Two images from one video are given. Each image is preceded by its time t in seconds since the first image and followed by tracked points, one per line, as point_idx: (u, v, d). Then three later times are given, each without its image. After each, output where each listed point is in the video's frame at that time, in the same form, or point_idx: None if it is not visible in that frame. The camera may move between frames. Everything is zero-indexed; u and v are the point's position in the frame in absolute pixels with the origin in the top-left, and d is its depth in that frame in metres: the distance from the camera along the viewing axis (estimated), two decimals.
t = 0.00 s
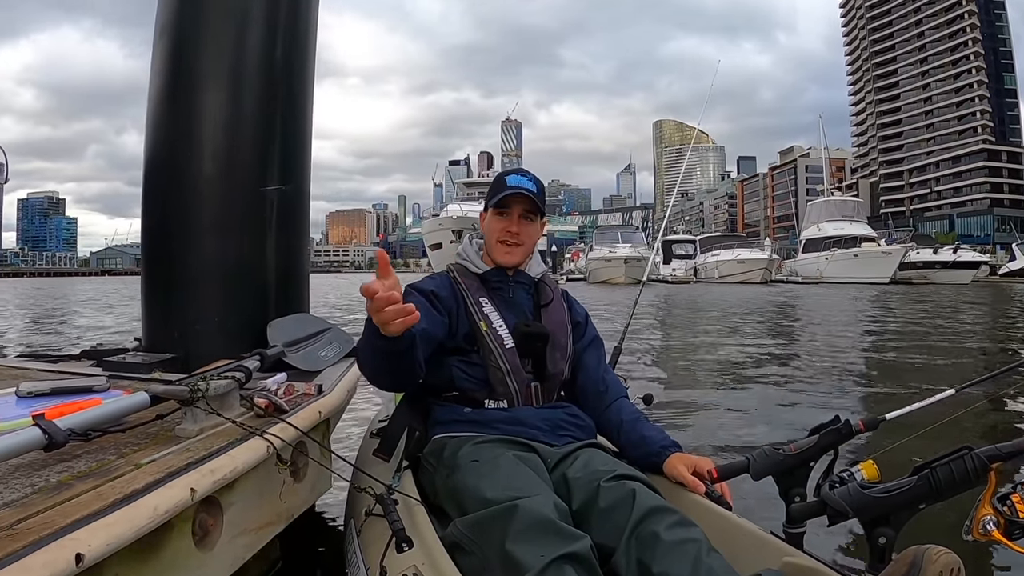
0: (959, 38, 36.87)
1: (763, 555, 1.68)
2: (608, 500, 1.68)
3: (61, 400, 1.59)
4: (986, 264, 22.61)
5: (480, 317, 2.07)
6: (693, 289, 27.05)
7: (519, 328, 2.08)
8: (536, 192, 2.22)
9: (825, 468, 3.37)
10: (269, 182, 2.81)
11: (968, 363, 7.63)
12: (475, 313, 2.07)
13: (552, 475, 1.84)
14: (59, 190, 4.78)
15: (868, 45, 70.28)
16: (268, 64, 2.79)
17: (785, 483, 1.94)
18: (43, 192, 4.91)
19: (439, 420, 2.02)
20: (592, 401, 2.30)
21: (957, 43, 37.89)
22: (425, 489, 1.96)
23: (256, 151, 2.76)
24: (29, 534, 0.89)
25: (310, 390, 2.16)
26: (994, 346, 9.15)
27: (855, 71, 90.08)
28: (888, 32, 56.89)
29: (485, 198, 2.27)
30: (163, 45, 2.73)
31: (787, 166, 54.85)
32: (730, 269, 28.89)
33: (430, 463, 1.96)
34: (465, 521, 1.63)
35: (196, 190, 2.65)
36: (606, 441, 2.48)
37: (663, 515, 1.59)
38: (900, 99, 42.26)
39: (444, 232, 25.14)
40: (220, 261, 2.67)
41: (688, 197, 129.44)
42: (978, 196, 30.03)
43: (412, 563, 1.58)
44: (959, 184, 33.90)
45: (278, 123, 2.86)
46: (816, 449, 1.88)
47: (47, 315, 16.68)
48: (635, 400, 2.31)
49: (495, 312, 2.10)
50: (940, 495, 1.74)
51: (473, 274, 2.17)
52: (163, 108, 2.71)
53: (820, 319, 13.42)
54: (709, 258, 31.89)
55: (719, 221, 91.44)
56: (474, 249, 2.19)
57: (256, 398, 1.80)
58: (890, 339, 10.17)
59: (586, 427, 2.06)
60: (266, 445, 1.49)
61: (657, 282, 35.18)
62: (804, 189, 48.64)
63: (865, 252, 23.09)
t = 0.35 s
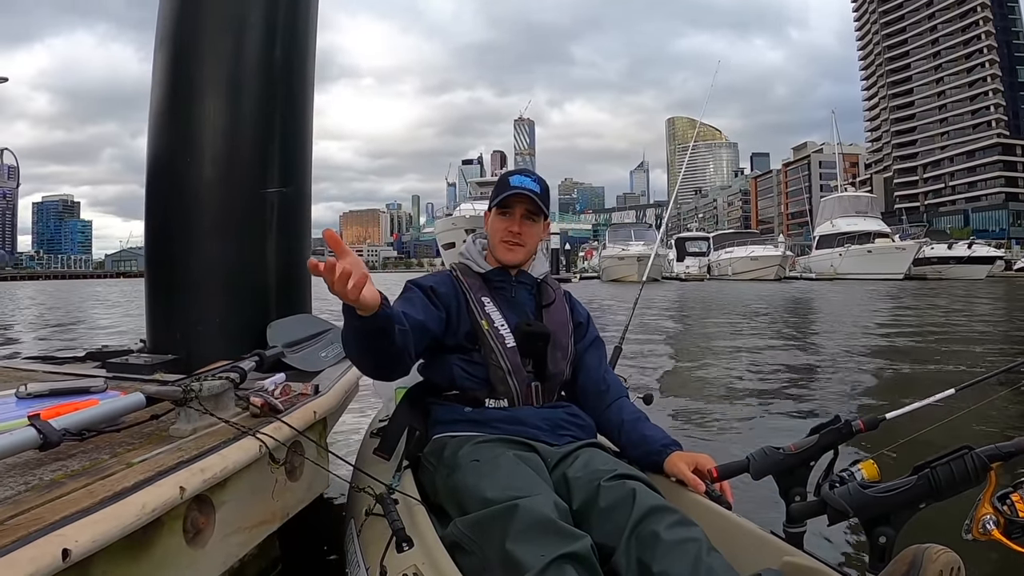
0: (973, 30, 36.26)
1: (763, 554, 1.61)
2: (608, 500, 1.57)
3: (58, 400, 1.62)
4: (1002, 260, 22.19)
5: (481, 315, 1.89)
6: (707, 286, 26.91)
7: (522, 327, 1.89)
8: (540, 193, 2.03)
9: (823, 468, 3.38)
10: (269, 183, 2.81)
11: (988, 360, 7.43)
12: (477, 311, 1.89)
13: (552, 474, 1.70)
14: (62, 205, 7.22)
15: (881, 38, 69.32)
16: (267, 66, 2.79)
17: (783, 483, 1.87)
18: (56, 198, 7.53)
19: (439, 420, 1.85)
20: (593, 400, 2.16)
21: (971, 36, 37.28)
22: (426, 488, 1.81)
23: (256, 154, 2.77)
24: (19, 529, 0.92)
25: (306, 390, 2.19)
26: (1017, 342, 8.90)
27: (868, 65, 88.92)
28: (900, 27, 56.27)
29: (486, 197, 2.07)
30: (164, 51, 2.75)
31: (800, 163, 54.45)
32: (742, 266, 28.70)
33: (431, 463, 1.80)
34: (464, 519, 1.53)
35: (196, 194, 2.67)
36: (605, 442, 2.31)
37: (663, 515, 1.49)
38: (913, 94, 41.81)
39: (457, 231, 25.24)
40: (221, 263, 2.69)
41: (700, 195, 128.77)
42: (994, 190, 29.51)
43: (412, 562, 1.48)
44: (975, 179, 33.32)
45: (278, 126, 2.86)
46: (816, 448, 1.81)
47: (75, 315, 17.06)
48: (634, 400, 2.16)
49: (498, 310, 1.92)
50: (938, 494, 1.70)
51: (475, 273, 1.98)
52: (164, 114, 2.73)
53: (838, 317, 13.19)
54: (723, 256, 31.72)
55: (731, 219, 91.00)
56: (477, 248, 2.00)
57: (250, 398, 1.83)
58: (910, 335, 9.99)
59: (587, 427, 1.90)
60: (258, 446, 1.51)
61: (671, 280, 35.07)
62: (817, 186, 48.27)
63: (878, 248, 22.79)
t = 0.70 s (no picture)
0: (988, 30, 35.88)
1: (764, 555, 1.59)
2: (608, 500, 1.57)
3: (61, 392, 1.65)
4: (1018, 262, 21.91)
5: (483, 315, 1.87)
6: (719, 288, 26.77)
7: (523, 326, 1.88)
8: (548, 194, 2.03)
9: (820, 471, 3.36)
10: (274, 183, 2.84)
11: (1003, 363, 7.33)
12: (479, 310, 1.88)
13: (552, 475, 1.70)
14: (78, 199, 7.12)
15: (895, 39, 68.66)
16: (274, 67, 2.82)
17: (783, 483, 1.80)
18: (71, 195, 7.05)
19: (439, 420, 1.84)
20: (594, 401, 2.10)
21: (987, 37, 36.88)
22: (425, 487, 1.80)
23: (262, 154, 2.80)
24: (16, 513, 0.94)
25: (307, 387, 2.21)
26: None
27: (882, 66, 88.17)
28: (915, 28, 55.80)
29: (494, 197, 2.07)
30: (172, 51, 2.78)
31: (813, 165, 54.07)
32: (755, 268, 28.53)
33: (431, 462, 1.79)
34: (463, 518, 1.52)
35: (202, 193, 2.70)
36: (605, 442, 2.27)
37: (663, 514, 1.49)
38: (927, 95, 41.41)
39: (469, 232, 25.28)
40: (227, 262, 2.71)
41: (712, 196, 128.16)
42: (1011, 192, 29.16)
43: (411, 561, 1.47)
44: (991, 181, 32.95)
45: (283, 126, 2.88)
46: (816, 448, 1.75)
47: (94, 313, 17.25)
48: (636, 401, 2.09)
49: (500, 309, 1.90)
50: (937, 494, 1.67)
51: (478, 272, 1.97)
52: (172, 114, 2.76)
53: (853, 319, 13.08)
54: (735, 258, 31.54)
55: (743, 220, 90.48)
56: (481, 247, 1.99)
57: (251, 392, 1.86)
58: (925, 339, 9.86)
59: (587, 428, 1.89)
60: (256, 439, 1.54)
61: (683, 281, 34.91)
62: (829, 188, 47.88)
63: (892, 251, 22.57)
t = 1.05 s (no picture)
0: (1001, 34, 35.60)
1: (765, 556, 1.59)
2: (608, 500, 1.58)
3: (67, 386, 1.67)
4: None
5: (485, 314, 1.88)
6: (729, 292, 26.67)
7: (525, 326, 1.89)
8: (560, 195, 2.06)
9: (819, 470, 3.37)
10: (282, 183, 2.86)
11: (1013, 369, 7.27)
12: (481, 308, 1.88)
13: (552, 475, 1.71)
14: (96, 198, 6.70)
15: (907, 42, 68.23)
16: (282, 68, 2.85)
17: (782, 483, 1.81)
18: (82, 198, 6.80)
19: (438, 420, 1.86)
20: (594, 401, 2.10)
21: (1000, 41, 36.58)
22: (425, 488, 1.81)
23: (270, 155, 2.82)
24: (20, 502, 0.96)
25: (311, 384, 2.22)
26: None
27: (894, 69, 87.56)
28: (926, 32, 55.43)
29: (498, 198, 2.02)
30: (182, 53, 2.81)
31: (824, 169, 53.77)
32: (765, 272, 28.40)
33: (430, 462, 1.80)
34: (463, 518, 1.54)
35: (211, 192, 2.73)
36: (605, 442, 2.27)
37: (663, 514, 1.49)
38: (939, 99, 41.14)
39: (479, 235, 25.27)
40: (236, 261, 2.74)
41: (722, 200, 127.65)
42: None
43: (411, 560, 1.48)
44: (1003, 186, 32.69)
45: (291, 126, 2.90)
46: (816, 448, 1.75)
47: (106, 312, 17.32)
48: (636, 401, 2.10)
49: (502, 309, 1.91)
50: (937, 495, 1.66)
51: (481, 270, 1.97)
52: (182, 115, 2.79)
53: (864, 324, 12.99)
54: (745, 262, 31.40)
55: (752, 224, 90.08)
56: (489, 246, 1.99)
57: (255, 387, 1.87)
58: (936, 344, 9.78)
59: (587, 428, 1.90)
60: (260, 434, 1.55)
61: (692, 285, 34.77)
62: (839, 192, 47.62)
63: (902, 256, 22.41)
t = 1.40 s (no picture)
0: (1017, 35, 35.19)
1: (764, 557, 1.60)
2: (607, 500, 1.59)
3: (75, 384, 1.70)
4: None
5: (483, 314, 1.89)
6: (740, 293, 26.53)
7: (524, 326, 1.91)
8: (549, 197, 2.03)
9: (820, 472, 3.38)
10: (290, 183, 2.89)
11: None
12: (479, 309, 1.90)
13: (551, 475, 1.72)
14: (110, 193, 6.81)
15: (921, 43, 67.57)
16: (292, 70, 2.88)
17: (782, 484, 1.81)
18: (96, 194, 6.88)
19: (439, 420, 1.87)
20: (594, 401, 2.11)
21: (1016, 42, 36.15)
22: (426, 489, 1.82)
23: (279, 156, 2.85)
24: (26, 497, 0.99)
25: (316, 383, 2.25)
26: None
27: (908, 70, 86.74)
28: (941, 33, 54.89)
29: (494, 195, 2.07)
30: (193, 55, 2.85)
31: (836, 170, 53.38)
32: (776, 274, 28.25)
33: (430, 463, 1.82)
34: (463, 517, 1.55)
35: (220, 192, 2.76)
36: (606, 442, 2.28)
37: (662, 515, 1.50)
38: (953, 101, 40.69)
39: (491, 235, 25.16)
40: (244, 260, 2.77)
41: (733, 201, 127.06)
42: None
43: (411, 562, 1.49)
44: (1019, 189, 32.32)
45: (300, 126, 2.92)
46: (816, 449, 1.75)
47: (120, 309, 17.37)
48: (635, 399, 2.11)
49: (500, 309, 1.93)
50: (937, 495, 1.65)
51: (478, 270, 1.99)
52: (192, 115, 2.82)
53: (875, 327, 12.91)
54: (756, 263, 31.26)
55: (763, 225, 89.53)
56: (479, 246, 2.02)
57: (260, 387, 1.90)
58: (948, 347, 9.70)
59: (586, 428, 1.91)
60: (262, 432, 1.57)
61: (704, 286, 34.59)
62: (852, 194, 47.28)
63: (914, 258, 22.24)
